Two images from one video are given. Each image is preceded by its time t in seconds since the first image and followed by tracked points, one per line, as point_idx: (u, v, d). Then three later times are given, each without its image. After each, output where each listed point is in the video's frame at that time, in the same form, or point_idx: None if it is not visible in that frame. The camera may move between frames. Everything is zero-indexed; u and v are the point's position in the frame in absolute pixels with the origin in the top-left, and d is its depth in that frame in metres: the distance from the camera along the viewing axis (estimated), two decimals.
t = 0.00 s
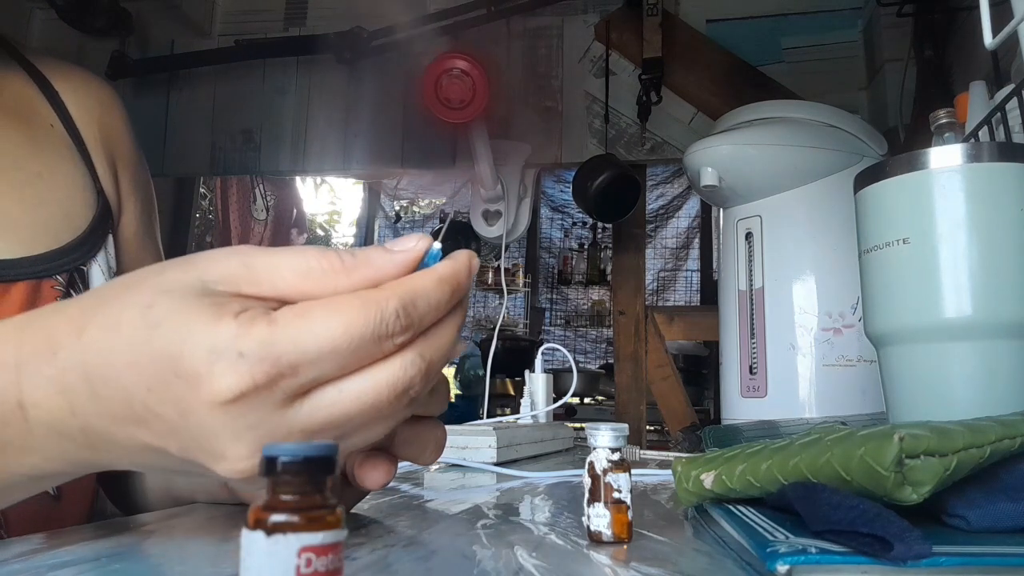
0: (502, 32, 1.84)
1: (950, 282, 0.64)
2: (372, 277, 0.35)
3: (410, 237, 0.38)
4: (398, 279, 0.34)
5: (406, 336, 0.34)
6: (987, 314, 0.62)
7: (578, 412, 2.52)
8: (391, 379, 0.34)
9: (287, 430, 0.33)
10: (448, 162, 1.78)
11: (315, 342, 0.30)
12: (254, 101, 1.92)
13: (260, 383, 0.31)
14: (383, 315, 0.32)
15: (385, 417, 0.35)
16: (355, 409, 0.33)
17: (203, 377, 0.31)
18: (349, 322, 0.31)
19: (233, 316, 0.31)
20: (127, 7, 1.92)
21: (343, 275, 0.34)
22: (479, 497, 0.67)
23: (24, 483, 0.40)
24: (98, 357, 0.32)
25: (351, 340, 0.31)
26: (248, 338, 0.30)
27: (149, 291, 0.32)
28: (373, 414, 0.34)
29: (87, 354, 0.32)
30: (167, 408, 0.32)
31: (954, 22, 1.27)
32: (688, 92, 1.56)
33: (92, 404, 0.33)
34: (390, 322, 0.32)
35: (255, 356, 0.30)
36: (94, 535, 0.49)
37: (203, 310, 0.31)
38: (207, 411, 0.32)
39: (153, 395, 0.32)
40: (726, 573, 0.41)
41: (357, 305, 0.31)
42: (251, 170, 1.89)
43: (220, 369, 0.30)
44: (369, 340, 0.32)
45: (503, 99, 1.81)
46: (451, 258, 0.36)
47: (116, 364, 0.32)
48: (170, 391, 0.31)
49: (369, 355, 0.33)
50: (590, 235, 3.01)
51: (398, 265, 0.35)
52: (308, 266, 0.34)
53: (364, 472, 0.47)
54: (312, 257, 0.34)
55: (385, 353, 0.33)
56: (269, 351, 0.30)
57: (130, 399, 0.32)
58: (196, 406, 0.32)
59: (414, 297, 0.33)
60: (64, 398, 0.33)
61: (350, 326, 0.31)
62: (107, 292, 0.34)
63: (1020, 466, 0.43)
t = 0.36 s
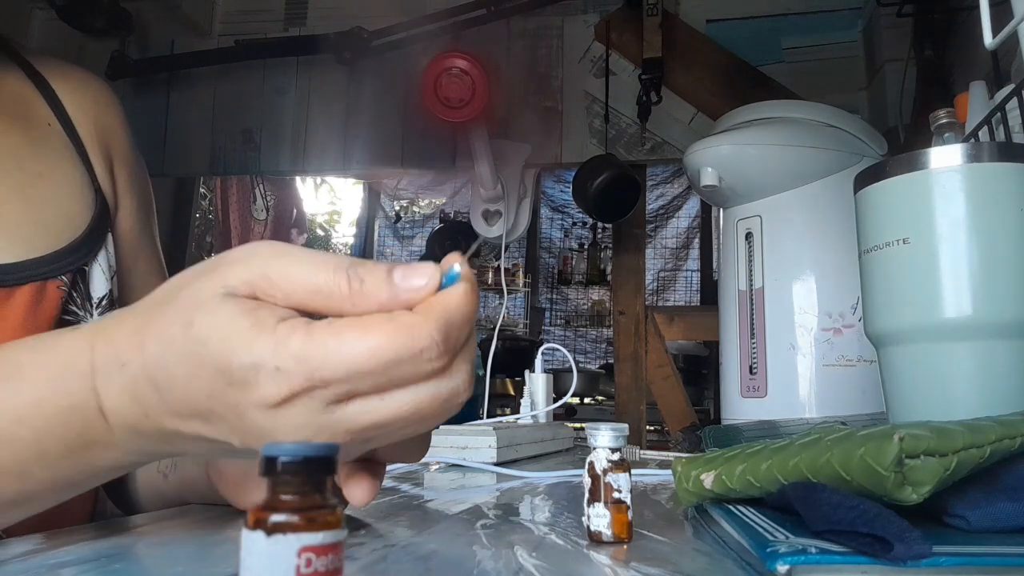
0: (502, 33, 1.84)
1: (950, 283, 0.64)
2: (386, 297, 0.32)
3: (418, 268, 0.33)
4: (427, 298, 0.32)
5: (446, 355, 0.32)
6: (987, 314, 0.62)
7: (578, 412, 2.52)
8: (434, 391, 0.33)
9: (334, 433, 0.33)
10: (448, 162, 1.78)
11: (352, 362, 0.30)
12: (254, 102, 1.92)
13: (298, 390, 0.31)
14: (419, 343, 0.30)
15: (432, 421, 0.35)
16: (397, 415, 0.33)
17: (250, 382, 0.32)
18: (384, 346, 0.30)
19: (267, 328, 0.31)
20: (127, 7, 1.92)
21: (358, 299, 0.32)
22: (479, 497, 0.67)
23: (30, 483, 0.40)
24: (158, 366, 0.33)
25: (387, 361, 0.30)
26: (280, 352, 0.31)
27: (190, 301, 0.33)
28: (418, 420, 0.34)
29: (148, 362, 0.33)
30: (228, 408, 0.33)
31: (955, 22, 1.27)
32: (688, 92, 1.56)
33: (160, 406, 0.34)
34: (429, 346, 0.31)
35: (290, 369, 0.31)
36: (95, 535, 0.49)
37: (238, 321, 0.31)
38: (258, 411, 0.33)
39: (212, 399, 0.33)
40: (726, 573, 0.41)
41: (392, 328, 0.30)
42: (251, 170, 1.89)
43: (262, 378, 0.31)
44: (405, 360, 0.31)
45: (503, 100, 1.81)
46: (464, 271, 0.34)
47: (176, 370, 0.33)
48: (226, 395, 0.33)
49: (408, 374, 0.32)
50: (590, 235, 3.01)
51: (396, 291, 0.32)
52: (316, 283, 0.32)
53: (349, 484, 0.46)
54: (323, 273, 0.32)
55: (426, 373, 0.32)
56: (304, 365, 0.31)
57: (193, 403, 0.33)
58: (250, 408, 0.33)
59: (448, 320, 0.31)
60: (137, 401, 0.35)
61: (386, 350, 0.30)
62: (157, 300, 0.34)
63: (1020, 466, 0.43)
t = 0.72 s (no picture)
0: (502, 33, 1.84)
1: (950, 284, 0.64)
2: (372, 301, 0.32)
3: (406, 271, 0.32)
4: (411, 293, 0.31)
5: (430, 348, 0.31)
6: (987, 314, 0.62)
7: (578, 412, 2.52)
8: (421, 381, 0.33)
9: (320, 432, 0.33)
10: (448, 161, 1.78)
11: (332, 355, 0.30)
12: (253, 101, 1.92)
13: (282, 388, 0.31)
14: (399, 329, 0.30)
15: (425, 418, 0.35)
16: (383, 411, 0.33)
17: (238, 378, 0.32)
18: (364, 335, 0.30)
19: (256, 328, 0.31)
20: (127, 7, 1.92)
21: (348, 299, 0.32)
22: (479, 497, 0.67)
23: (30, 483, 0.40)
24: (161, 360, 0.33)
25: (368, 352, 0.30)
26: (266, 347, 0.31)
27: (192, 294, 0.33)
28: (407, 416, 0.34)
29: (151, 356, 0.34)
30: (222, 406, 0.33)
31: (955, 22, 1.27)
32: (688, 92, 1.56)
33: (160, 401, 0.35)
34: (409, 336, 0.30)
35: (274, 365, 0.31)
36: (95, 535, 0.49)
37: (232, 319, 0.31)
38: (245, 409, 0.33)
39: (204, 395, 0.33)
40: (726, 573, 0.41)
41: (372, 317, 0.30)
42: (251, 170, 1.89)
43: (249, 374, 0.31)
44: (386, 351, 0.30)
45: (503, 99, 1.81)
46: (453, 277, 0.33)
47: (176, 364, 0.33)
48: (217, 392, 0.33)
49: (391, 368, 0.31)
50: (590, 235, 3.01)
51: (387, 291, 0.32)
52: (311, 283, 0.32)
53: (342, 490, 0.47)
54: (317, 273, 0.32)
55: (412, 366, 0.32)
56: (288, 361, 0.31)
57: (189, 399, 0.34)
58: (240, 405, 0.33)
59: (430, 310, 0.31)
60: (140, 395, 0.35)
61: (367, 340, 0.30)
62: (164, 294, 0.35)
63: (1020, 466, 0.43)
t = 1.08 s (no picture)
0: (502, 33, 1.84)
1: (951, 284, 0.64)
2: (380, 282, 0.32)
3: (408, 248, 0.32)
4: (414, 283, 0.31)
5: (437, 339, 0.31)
6: (987, 314, 0.62)
7: (578, 412, 2.52)
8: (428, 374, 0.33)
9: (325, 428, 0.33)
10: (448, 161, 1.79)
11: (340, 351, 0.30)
12: (253, 101, 1.92)
13: (289, 385, 0.31)
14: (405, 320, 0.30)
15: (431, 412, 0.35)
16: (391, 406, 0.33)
17: (242, 377, 0.32)
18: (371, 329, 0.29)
19: (262, 321, 0.31)
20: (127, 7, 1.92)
21: (352, 279, 0.32)
22: (478, 496, 0.67)
23: (30, 483, 0.40)
24: (166, 360, 0.33)
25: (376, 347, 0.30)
26: (272, 345, 0.31)
27: (197, 295, 0.33)
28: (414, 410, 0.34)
29: (158, 356, 0.34)
30: (228, 404, 0.33)
31: (955, 22, 1.27)
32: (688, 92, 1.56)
33: (167, 401, 0.35)
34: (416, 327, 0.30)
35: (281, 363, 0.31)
36: (96, 535, 0.49)
37: (233, 317, 0.31)
38: (250, 406, 0.33)
39: (211, 394, 0.33)
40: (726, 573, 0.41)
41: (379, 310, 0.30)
42: (251, 170, 1.89)
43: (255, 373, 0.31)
44: (395, 371, 0.30)
45: (503, 99, 1.81)
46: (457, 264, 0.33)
47: (182, 364, 0.33)
48: (224, 390, 0.33)
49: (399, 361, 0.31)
50: (590, 235, 3.01)
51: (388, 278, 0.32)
52: (311, 267, 0.32)
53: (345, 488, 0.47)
54: (318, 256, 0.32)
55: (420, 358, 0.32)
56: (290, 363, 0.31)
57: (197, 399, 0.34)
58: (246, 403, 0.33)
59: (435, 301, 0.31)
60: (147, 396, 0.35)
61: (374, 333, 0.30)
62: (167, 295, 0.35)
63: (1020, 466, 0.43)
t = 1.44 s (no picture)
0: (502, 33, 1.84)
1: (951, 284, 0.64)
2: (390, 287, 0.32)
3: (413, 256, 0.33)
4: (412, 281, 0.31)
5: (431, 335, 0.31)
6: (987, 315, 0.62)
7: (578, 412, 2.51)
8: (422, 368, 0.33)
9: (321, 424, 0.33)
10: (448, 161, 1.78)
11: (333, 342, 0.30)
12: (254, 101, 1.92)
13: (282, 379, 0.31)
14: (400, 314, 0.30)
15: (422, 408, 0.35)
16: (381, 397, 0.33)
17: (240, 370, 0.32)
18: (366, 319, 0.30)
19: (260, 320, 0.32)
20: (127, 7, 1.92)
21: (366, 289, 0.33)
22: (478, 497, 0.67)
23: (33, 483, 0.40)
24: (171, 350, 0.33)
25: (367, 335, 0.30)
26: (268, 339, 0.31)
27: (202, 291, 0.33)
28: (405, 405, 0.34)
29: (164, 346, 0.34)
30: (228, 399, 0.33)
31: (955, 22, 1.27)
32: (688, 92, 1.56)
33: (170, 391, 0.35)
34: (410, 318, 0.30)
35: (275, 357, 0.31)
36: (97, 535, 0.49)
37: (235, 312, 0.32)
38: (248, 403, 0.33)
39: (210, 386, 0.33)
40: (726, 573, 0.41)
41: (375, 302, 0.30)
42: (251, 170, 1.89)
43: (250, 366, 0.31)
44: (387, 338, 0.30)
45: (503, 99, 1.81)
46: (459, 268, 0.33)
47: (186, 354, 0.33)
48: (221, 384, 0.33)
49: (391, 355, 0.31)
50: (590, 235, 3.01)
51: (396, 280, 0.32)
52: (327, 277, 0.32)
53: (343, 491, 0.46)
54: (332, 266, 0.32)
55: (413, 353, 0.32)
56: (286, 353, 0.31)
57: (198, 391, 0.34)
58: (242, 399, 0.33)
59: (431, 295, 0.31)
60: (152, 386, 0.35)
61: (366, 324, 0.30)
62: (175, 288, 0.35)
63: (1020, 466, 0.43)
